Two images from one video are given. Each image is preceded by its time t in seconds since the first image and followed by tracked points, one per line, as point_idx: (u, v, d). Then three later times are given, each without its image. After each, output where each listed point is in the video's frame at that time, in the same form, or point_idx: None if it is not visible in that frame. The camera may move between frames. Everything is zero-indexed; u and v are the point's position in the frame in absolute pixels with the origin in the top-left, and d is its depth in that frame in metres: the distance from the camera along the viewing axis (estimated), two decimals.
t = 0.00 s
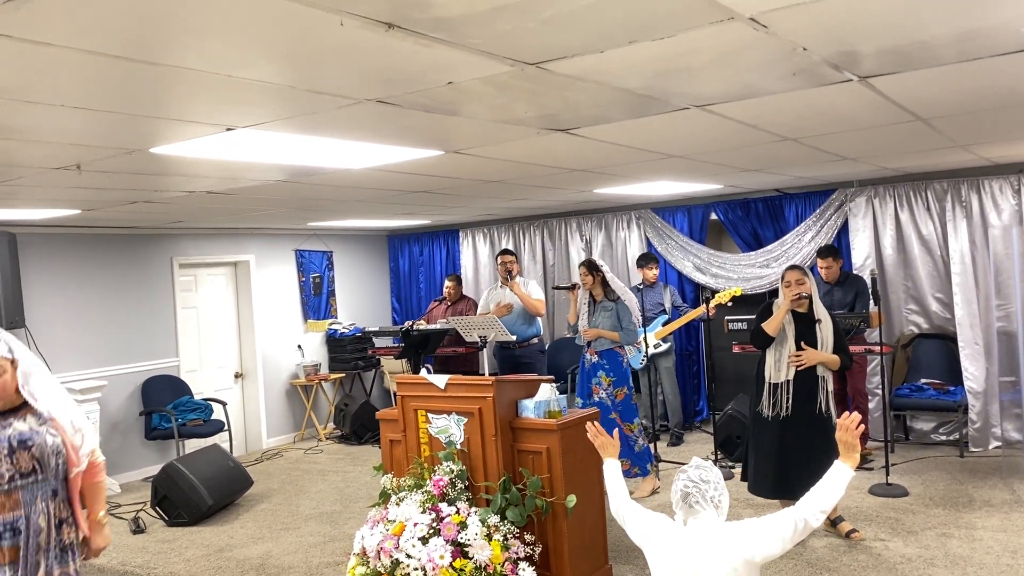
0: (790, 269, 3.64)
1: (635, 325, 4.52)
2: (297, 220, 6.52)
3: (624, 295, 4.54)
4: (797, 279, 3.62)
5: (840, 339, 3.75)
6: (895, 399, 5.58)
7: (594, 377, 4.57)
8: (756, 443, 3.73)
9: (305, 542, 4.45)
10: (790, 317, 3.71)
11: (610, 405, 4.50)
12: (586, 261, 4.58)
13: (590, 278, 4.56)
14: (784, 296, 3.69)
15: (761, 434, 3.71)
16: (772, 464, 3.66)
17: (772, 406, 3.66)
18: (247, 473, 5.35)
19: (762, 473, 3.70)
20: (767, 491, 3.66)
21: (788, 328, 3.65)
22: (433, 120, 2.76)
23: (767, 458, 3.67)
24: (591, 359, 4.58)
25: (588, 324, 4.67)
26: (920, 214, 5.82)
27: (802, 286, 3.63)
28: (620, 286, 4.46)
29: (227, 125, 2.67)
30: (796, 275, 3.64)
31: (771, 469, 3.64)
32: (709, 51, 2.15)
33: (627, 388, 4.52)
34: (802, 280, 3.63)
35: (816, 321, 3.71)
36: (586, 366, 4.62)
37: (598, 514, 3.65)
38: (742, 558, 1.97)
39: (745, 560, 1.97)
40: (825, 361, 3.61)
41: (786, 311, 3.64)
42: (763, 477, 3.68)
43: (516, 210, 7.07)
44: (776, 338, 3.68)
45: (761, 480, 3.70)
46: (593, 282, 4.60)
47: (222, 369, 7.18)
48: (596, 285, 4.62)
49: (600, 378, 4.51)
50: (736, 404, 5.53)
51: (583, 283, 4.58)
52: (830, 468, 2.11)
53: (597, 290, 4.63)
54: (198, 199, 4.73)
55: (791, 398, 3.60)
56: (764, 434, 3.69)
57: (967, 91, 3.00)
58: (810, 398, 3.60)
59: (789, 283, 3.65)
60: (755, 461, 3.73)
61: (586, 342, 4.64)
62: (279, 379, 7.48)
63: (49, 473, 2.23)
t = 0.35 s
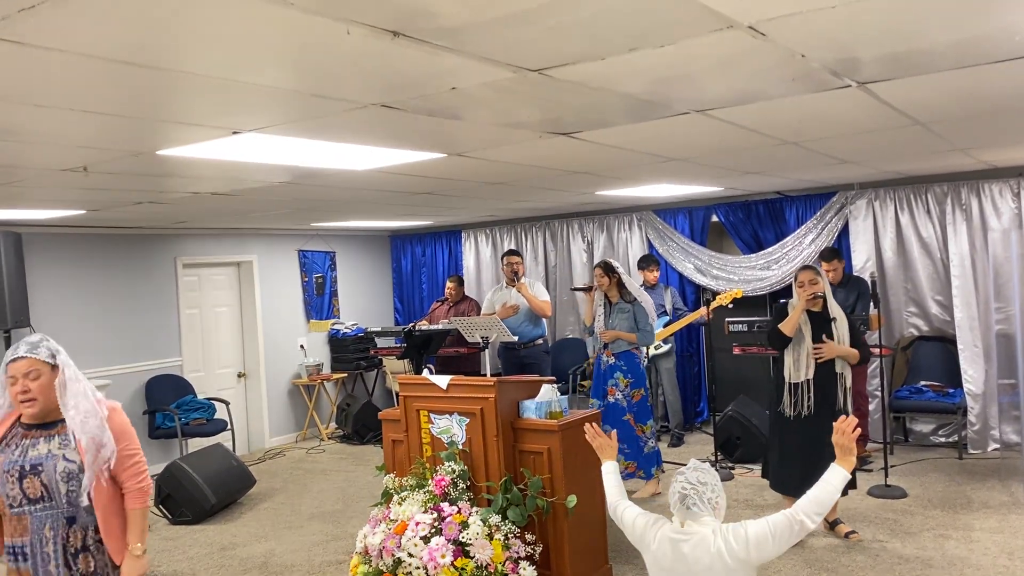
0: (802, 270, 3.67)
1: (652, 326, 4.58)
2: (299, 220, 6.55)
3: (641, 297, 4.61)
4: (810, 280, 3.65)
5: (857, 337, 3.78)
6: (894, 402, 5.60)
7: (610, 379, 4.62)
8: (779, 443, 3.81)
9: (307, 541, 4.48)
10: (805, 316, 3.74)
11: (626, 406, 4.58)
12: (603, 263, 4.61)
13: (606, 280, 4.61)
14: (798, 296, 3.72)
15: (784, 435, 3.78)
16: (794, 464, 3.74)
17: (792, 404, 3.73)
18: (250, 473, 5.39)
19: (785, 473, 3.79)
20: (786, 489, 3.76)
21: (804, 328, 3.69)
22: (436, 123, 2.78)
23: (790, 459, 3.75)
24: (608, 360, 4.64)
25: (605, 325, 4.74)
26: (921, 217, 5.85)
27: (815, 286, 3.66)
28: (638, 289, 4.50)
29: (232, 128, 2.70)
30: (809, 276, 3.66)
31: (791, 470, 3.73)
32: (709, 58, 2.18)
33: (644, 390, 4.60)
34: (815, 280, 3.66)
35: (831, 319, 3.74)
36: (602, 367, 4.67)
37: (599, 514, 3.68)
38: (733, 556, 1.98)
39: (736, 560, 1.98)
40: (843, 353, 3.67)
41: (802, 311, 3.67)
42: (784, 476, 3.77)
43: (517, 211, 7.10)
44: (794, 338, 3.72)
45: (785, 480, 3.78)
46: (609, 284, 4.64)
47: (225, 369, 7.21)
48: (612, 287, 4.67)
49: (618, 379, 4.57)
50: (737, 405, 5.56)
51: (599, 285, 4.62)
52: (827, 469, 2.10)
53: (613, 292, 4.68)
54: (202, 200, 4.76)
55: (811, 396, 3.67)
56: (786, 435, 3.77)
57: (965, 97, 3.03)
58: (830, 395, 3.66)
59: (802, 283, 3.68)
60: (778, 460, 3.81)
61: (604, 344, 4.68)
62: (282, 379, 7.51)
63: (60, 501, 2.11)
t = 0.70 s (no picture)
0: (807, 273, 3.76)
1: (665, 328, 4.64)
2: (299, 220, 6.59)
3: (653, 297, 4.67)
4: (815, 284, 3.74)
5: (862, 336, 3.88)
6: (890, 403, 5.64)
7: (622, 379, 4.68)
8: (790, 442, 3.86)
9: (307, 539, 4.52)
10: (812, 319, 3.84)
11: (637, 406, 4.65)
12: (614, 264, 4.65)
13: (618, 281, 4.66)
14: (805, 300, 3.82)
15: (797, 434, 3.83)
16: (809, 462, 3.81)
17: (806, 405, 3.80)
18: (250, 472, 5.43)
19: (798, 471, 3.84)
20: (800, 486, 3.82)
21: (813, 330, 3.79)
22: (437, 127, 2.82)
23: (806, 458, 3.81)
24: (620, 361, 4.70)
25: (617, 326, 4.77)
26: (917, 220, 5.89)
27: (820, 289, 3.76)
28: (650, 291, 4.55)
29: (236, 131, 2.74)
30: (814, 280, 3.75)
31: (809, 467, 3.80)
32: (706, 65, 2.22)
33: (655, 390, 4.66)
34: (820, 284, 3.75)
35: (838, 319, 3.84)
36: (614, 368, 4.73)
37: (597, 514, 3.72)
38: (727, 555, 2.01)
39: (730, 559, 2.01)
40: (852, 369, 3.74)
41: (809, 315, 3.76)
42: (796, 472, 3.84)
43: (517, 213, 7.14)
44: (803, 341, 3.82)
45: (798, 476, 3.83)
46: (620, 285, 4.70)
47: (225, 368, 7.25)
48: (624, 288, 4.71)
49: (629, 380, 4.62)
50: (733, 406, 5.62)
51: (610, 286, 4.66)
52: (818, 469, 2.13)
53: (624, 293, 4.72)
54: (204, 200, 4.79)
55: (825, 395, 3.76)
56: (800, 434, 3.83)
57: (958, 102, 3.07)
58: (843, 395, 3.77)
59: (808, 287, 3.76)
60: (790, 460, 3.86)
61: (615, 345, 4.73)
62: (281, 379, 7.55)
63: (64, 518, 1.93)
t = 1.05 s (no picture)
0: (805, 273, 3.85)
1: (666, 329, 4.71)
2: (298, 222, 6.63)
3: (655, 299, 4.75)
4: (811, 283, 3.83)
5: (856, 336, 3.94)
6: (883, 403, 5.71)
7: (624, 379, 4.75)
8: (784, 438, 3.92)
9: (307, 537, 4.57)
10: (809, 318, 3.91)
11: (641, 406, 4.72)
12: (618, 265, 4.74)
13: (621, 282, 4.75)
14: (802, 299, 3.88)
15: (791, 430, 3.89)
16: (803, 457, 3.86)
17: (801, 402, 3.86)
18: (249, 471, 5.48)
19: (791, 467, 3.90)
20: (792, 479, 3.85)
21: (810, 329, 3.86)
22: (436, 131, 2.88)
23: (801, 454, 3.87)
24: (622, 361, 4.76)
25: (619, 327, 4.84)
26: (909, 221, 5.96)
27: (816, 288, 3.84)
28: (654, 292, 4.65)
29: (239, 136, 2.79)
30: (810, 278, 3.84)
31: (801, 462, 3.86)
32: (698, 73, 2.28)
33: (657, 390, 4.72)
34: (815, 282, 3.84)
35: (834, 319, 3.89)
36: (616, 368, 4.79)
37: (592, 511, 3.78)
38: (718, 551, 2.07)
39: (721, 554, 2.07)
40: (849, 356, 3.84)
41: (808, 313, 3.82)
42: (788, 465, 3.89)
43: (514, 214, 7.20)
44: (799, 340, 3.88)
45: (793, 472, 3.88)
46: (623, 286, 4.79)
47: (223, 368, 7.29)
48: (626, 289, 4.81)
49: (631, 379, 4.70)
50: (728, 405, 5.69)
51: (613, 287, 4.76)
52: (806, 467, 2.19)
53: (627, 294, 4.82)
54: (205, 202, 4.84)
55: (819, 391, 3.84)
56: (793, 430, 3.88)
57: (946, 108, 3.14)
58: (837, 393, 3.84)
59: (804, 286, 3.85)
60: (784, 456, 3.91)
61: (617, 345, 4.80)
62: (280, 379, 7.60)
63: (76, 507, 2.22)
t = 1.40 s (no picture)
0: (797, 270, 3.85)
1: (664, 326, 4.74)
2: (295, 220, 6.66)
3: (654, 297, 4.78)
4: (804, 280, 3.83)
5: (849, 332, 3.97)
6: (878, 398, 5.76)
7: (622, 376, 4.79)
8: (779, 433, 3.97)
9: (306, 534, 4.60)
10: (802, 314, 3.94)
11: (636, 402, 4.77)
12: (617, 263, 4.79)
13: (621, 280, 4.79)
14: (795, 296, 3.91)
15: (785, 425, 3.95)
16: (797, 453, 3.91)
17: (793, 397, 3.93)
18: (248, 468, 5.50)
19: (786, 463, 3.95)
20: (785, 472, 3.90)
21: (801, 325, 3.90)
22: (434, 131, 2.90)
23: (793, 449, 3.92)
24: (621, 358, 4.80)
25: (618, 324, 4.89)
26: (903, 218, 6.01)
27: (809, 285, 3.85)
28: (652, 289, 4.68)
29: (239, 136, 2.82)
30: (803, 276, 3.84)
31: (795, 457, 3.90)
32: (693, 73, 2.31)
33: (654, 386, 4.76)
34: (808, 280, 3.84)
35: (826, 315, 3.93)
36: (615, 365, 4.83)
37: (589, 505, 3.81)
38: (715, 542, 2.11)
39: (718, 545, 2.11)
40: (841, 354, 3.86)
41: (798, 310, 3.86)
42: (782, 461, 3.94)
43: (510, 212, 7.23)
44: (791, 335, 3.94)
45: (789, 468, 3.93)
46: (622, 284, 4.83)
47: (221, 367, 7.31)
48: (625, 286, 4.84)
49: (629, 376, 4.73)
50: (724, 401, 5.73)
51: (612, 284, 4.80)
52: (801, 460, 2.23)
53: (626, 292, 4.85)
54: (203, 201, 4.86)
55: (812, 387, 3.88)
56: (787, 425, 3.94)
57: (938, 106, 3.18)
58: (829, 387, 3.87)
59: (797, 284, 3.86)
60: (779, 451, 3.96)
61: (616, 342, 4.83)
62: (278, 377, 7.62)
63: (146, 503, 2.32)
